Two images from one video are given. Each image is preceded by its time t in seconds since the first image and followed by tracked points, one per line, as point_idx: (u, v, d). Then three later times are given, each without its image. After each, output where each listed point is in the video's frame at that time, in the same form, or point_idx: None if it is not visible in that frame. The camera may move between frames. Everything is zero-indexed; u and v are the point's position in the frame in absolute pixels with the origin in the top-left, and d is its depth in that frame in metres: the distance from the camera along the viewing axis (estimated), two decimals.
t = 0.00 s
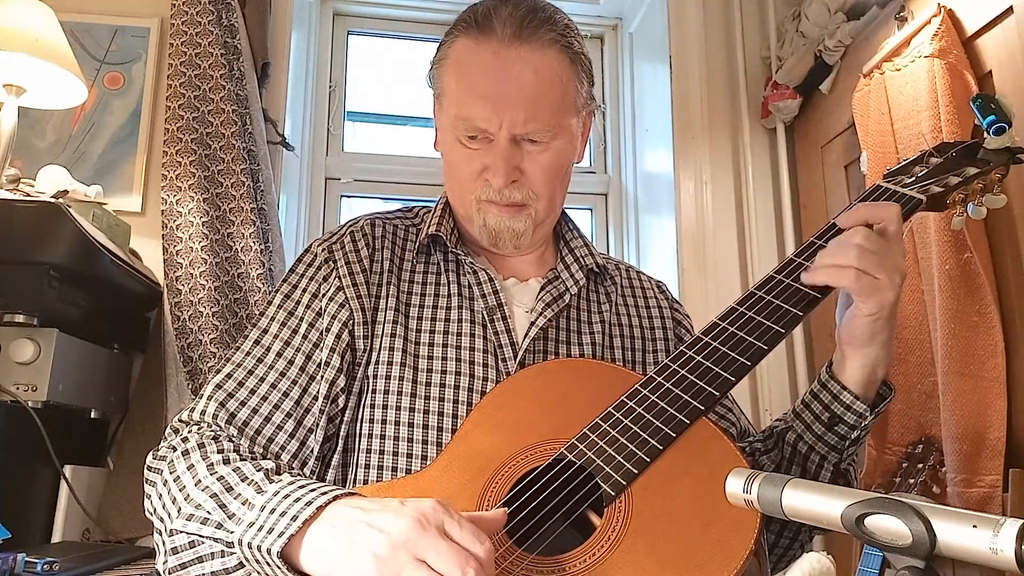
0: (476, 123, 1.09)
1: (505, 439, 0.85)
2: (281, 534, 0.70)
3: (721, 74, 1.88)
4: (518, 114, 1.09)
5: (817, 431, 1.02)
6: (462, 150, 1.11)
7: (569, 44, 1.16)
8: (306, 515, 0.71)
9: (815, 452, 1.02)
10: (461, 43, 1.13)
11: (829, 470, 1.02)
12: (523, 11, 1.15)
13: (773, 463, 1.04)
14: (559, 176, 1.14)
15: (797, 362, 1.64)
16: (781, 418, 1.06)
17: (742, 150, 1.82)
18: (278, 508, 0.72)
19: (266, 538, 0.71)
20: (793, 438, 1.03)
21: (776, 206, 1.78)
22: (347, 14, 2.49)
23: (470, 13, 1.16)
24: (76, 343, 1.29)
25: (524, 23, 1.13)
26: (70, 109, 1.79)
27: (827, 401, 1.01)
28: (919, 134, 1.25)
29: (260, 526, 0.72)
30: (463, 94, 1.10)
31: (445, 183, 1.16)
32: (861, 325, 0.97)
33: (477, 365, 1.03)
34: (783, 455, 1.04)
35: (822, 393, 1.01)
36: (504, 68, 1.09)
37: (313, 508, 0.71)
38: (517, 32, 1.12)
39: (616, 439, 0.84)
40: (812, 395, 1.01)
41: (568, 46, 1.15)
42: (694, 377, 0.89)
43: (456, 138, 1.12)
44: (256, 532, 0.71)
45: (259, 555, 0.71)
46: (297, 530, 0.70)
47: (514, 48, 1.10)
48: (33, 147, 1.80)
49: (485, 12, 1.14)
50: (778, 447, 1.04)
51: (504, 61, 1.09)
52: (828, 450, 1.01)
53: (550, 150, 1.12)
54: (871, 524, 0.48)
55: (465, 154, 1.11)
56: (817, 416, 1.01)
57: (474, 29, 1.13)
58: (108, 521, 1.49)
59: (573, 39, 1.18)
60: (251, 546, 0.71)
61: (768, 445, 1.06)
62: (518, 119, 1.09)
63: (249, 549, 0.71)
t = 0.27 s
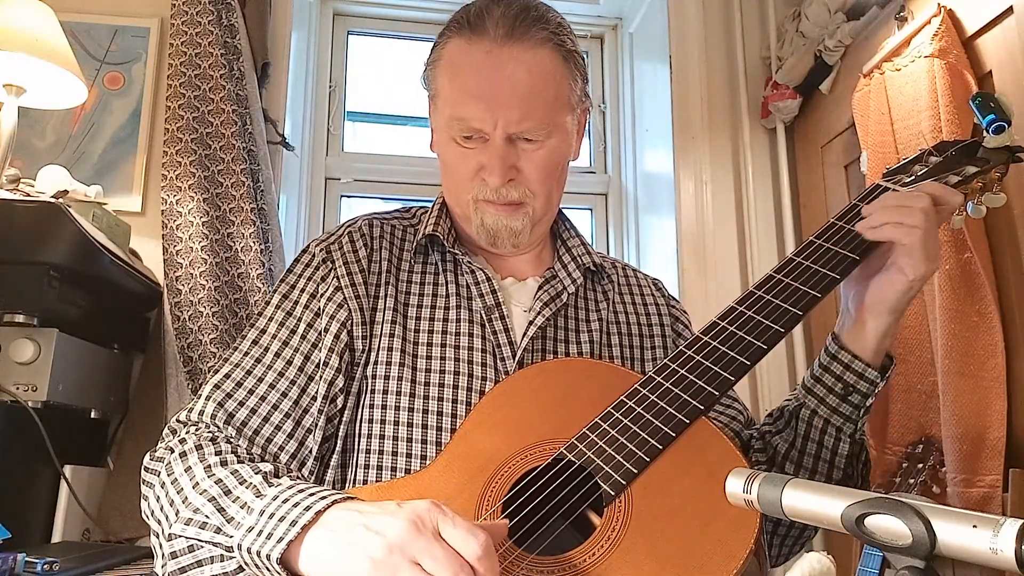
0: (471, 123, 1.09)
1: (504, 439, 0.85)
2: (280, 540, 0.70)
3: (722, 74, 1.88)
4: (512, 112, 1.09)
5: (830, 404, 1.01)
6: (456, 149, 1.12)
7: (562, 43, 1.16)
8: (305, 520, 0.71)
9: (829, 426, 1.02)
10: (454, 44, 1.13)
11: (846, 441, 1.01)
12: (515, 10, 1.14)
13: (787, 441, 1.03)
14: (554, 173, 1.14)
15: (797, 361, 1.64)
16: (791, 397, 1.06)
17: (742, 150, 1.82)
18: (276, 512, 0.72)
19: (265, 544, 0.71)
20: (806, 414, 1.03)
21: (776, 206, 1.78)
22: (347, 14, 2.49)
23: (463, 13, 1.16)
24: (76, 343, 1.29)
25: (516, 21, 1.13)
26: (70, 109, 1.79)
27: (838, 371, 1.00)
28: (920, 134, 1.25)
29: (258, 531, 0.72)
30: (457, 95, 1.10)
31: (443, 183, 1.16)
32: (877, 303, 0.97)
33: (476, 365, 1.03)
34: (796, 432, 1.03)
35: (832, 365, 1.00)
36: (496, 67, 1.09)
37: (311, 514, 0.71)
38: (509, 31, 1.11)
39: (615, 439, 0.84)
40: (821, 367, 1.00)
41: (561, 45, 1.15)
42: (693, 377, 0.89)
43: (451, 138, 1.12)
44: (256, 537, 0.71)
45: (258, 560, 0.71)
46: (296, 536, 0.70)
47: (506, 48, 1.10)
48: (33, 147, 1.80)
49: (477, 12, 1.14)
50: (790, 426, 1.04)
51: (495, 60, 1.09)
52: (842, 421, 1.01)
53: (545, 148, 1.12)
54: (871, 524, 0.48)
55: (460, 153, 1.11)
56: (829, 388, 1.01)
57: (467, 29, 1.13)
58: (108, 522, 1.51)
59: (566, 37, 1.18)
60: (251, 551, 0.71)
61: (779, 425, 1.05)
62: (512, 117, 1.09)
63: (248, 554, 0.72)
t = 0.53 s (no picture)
0: (467, 125, 1.09)
1: (503, 439, 0.85)
2: (285, 538, 0.70)
3: (722, 74, 1.88)
4: (508, 111, 1.09)
5: (838, 406, 1.01)
6: (453, 152, 1.12)
7: (550, 37, 1.16)
8: (310, 518, 0.71)
9: (836, 428, 1.01)
10: (443, 48, 1.14)
11: (852, 445, 1.00)
12: (501, 9, 1.15)
13: (792, 442, 1.03)
14: (553, 169, 1.14)
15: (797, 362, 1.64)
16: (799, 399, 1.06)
17: (742, 150, 1.82)
18: (281, 510, 0.72)
19: (270, 541, 0.71)
20: (813, 416, 1.03)
21: (776, 206, 1.78)
22: (347, 14, 2.49)
23: (451, 15, 1.16)
24: (76, 343, 1.29)
25: (503, 20, 1.13)
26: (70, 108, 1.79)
27: (847, 374, 0.99)
28: (920, 134, 1.25)
29: (263, 528, 0.72)
30: (452, 97, 1.10)
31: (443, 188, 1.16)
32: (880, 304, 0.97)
33: (476, 366, 1.03)
34: (802, 433, 1.03)
35: (840, 366, 0.99)
36: (486, 66, 1.09)
37: (317, 511, 0.71)
38: (497, 30, 1.12)
39: (615, 439, 0.84)
40: (829, 368, 1.00)
41: (549, 38, 1.15)
42: (693, 378, 0.89)
43: (448, 141, 1.12)
44: (259, 534, 0.72)
45: (264, 557, 0.71)
46: (302, 533, 0.70)
47: (496, 47, 1.11)
48: (33, 147, 1.80)
49: (464, 13, 1.14)
50: (796, 427, 1.03)
51: (483, 59, 1.10)
52: (849, 424, 1.01)
53: (543, 144, 1.12)
54: (871, 525, 0.48)
55: (457, 155, 1.11)
56: (837, 391, 1.01)
57: (456, 32, 1.13)
58: (109, 522, 1.51)
59: (554, 32, 1.18)
60: (254, 549, 0.71)
61: (786, 426, 1.05)
62: (508, 116, 1.09)
63: (252, 551, 0.72)
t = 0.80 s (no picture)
0: (471, 126, 1.09)
1: (504, 439, 0.85)
2: (281, 536, 0.70)
3: (722, 74, 1.88)
4: (513, 109, 1.09)
5: (867, 407, 0.99)
6: (457, 154, 1.12)
7: (548, 34, 1.16)
8: (307, 516, 0.71)
9: (861, 428, 0.99)
10: (442, 50, 1.14)
11: (874, 448, 0.98)
12: (499, 9, 1.14)
13: (816, 439, 1.02)
14: (558, 163, 1.14)
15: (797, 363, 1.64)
16: (829, 397, 1.05)
17: (742, 150, 1.82)
18: (278, 509, 0.72)
19: (266, 540, 0.71)
20: (840, 413, 1.01)
21: (776, 206, 1.78)
22: (347, 14, 2.49)
23: (446, 17, 1.16)
24: (76, 343, 1.29)
25: (502, 19, 1.13)
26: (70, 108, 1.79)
27: (879, 375, 0.97)
28: (919, 134, 1.25)
29: (260, 527, 0.72)
30: (453, 100, 1.10)
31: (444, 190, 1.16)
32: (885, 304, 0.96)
33: (476, 366, 1.03)
34: (828, 429, 1.01)
35: (876, 366, 0.97)
36: (486, 66, 1.09)
37: (313, 509, 0.71)
38: (497, 29, 1.12)
39: (615, 440, 0.84)
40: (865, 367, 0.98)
41: (547, 35, 1.16)
42: (693, 378, 0.89)
43: (452, 145, 1.12)
44: (256, 533, 0.72)
45: (258, 556, 0.71)
46: (298, 531, 0.70)
47: (497, 46, 1.11)
48: (33, 147, 1.80)
49: (461, 14, 1.14)
50: (822, 423, 1.03)
51: (485, 59, 1.10)
52: (877, 427, 0.98)
53: (547, 142, 1.12)
54: (871, 524, 0.48)
55: (461, 157, 1.12)
56: (868, 391, 0.98)
57: (454, 33, 1.13)
58: (108, 522, 1.51)
59: (551, 29, 1.18)
60: (251, 547, 0.71)
61: (811, 424, 1.05)
62: (512, 115, 1.09)
63: (249, 551, 0.72)
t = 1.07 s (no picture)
0: (476, 122, 1.10)
1: (504, 439, 0.85)
2: (282, 530, 0.70)
3: (721, 74, 1.88)
4: (517, 107, 1.09)
5: (868, 403, 0.98)
6: (461, 150, 1.12)
7: (553, 33, 1.17)
8: (307, 510, 0.71)
9: (862, 425, 0.99)
10: (446, 46, 1.14)
11: (875, 444, 0.98)
12: (505, 6, 1.15)
13: (816, 436, 1.02)
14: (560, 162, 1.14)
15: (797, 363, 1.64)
16: (830, 393, 1.05)
17: (742, 150, 1.83)
18: (278, 504, 0.72)
19: (268, 534, 0.71)
20: (841, 409, 1.01)
21: (776, 206, 1.78)
22: (347, 14, 2.49)
23: (452, 14, 1.16)
24: (76, 343, 1.29)
25: (508, 17, 1.13)
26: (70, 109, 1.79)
27: (880, 371, 0.97)
28: (919, 134, 1.25)
29: (260, 521, 0.72)
30: (457, 97, 1.11)
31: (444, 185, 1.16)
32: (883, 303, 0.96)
33: (476, 366, 1.03)
34: (829, 425, 1.02)
35: (876, 363, 0.97)
36: (492, 64, 1.10)
37: (315, 503, 0.72)
38: (503, 27, 1.12)
39: (615, 439, 0.84)
40: (866, 363, 0.99)
41: (551, 34, 1.16)
42: (693, 378, 0.89)
43: (456, 141, 1.12)
44: (257, 528, 0.71)
45: (260, 551, 0.71)
46: (299, 525, 0.71)
47: (501, 43, 1.11)
48: (33, 147, 1.80)
49: (467, 12, 1.15)
50: (823, 419, 1.03)
51: (487, 57, 1.10)
52: (877, 423, 0.98)
53: (550, 141, 1.12)
54: (871, 524, 0.48)
55: (465, 154, 1.12)
56: (869, 387, 0.98)
57: (460, 30, 1.14)
58: (109, 522, 1.51)
59: (555, 28, 1.18)
60: (252, 542, 0.71)
61: (813, 420, 1.05)
62: (517, 112, 1.09)
63: (250, 545, 0.72)
